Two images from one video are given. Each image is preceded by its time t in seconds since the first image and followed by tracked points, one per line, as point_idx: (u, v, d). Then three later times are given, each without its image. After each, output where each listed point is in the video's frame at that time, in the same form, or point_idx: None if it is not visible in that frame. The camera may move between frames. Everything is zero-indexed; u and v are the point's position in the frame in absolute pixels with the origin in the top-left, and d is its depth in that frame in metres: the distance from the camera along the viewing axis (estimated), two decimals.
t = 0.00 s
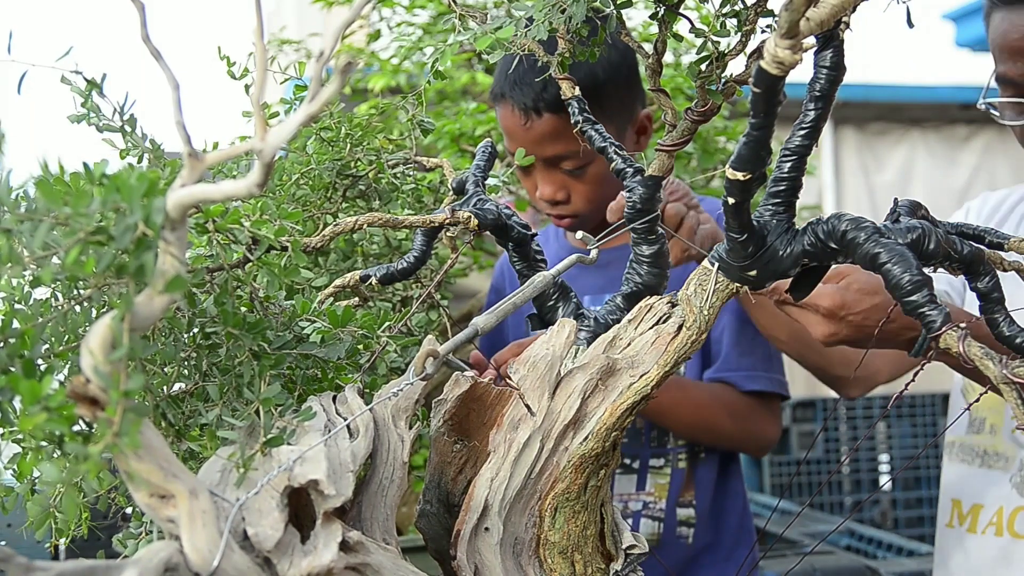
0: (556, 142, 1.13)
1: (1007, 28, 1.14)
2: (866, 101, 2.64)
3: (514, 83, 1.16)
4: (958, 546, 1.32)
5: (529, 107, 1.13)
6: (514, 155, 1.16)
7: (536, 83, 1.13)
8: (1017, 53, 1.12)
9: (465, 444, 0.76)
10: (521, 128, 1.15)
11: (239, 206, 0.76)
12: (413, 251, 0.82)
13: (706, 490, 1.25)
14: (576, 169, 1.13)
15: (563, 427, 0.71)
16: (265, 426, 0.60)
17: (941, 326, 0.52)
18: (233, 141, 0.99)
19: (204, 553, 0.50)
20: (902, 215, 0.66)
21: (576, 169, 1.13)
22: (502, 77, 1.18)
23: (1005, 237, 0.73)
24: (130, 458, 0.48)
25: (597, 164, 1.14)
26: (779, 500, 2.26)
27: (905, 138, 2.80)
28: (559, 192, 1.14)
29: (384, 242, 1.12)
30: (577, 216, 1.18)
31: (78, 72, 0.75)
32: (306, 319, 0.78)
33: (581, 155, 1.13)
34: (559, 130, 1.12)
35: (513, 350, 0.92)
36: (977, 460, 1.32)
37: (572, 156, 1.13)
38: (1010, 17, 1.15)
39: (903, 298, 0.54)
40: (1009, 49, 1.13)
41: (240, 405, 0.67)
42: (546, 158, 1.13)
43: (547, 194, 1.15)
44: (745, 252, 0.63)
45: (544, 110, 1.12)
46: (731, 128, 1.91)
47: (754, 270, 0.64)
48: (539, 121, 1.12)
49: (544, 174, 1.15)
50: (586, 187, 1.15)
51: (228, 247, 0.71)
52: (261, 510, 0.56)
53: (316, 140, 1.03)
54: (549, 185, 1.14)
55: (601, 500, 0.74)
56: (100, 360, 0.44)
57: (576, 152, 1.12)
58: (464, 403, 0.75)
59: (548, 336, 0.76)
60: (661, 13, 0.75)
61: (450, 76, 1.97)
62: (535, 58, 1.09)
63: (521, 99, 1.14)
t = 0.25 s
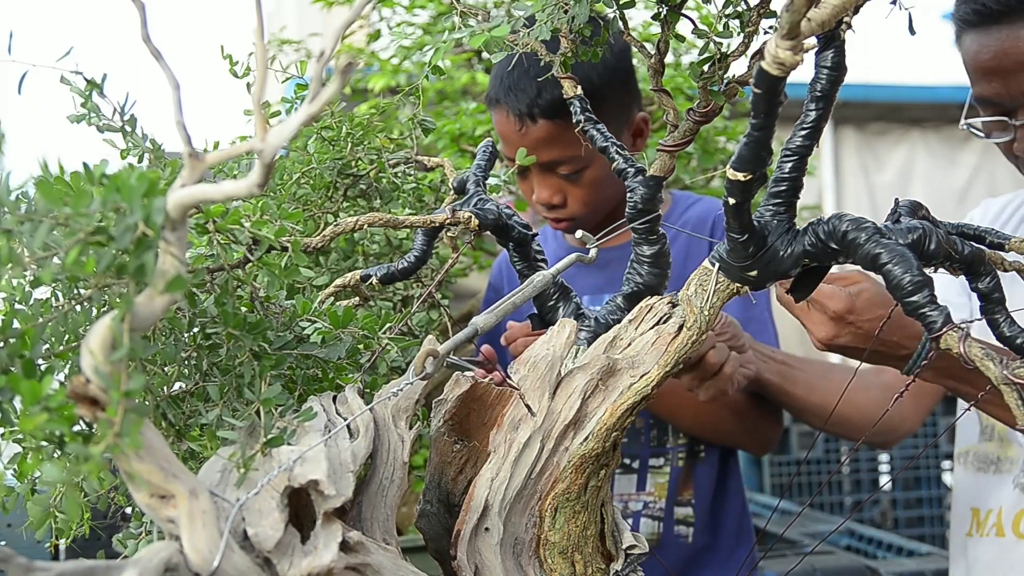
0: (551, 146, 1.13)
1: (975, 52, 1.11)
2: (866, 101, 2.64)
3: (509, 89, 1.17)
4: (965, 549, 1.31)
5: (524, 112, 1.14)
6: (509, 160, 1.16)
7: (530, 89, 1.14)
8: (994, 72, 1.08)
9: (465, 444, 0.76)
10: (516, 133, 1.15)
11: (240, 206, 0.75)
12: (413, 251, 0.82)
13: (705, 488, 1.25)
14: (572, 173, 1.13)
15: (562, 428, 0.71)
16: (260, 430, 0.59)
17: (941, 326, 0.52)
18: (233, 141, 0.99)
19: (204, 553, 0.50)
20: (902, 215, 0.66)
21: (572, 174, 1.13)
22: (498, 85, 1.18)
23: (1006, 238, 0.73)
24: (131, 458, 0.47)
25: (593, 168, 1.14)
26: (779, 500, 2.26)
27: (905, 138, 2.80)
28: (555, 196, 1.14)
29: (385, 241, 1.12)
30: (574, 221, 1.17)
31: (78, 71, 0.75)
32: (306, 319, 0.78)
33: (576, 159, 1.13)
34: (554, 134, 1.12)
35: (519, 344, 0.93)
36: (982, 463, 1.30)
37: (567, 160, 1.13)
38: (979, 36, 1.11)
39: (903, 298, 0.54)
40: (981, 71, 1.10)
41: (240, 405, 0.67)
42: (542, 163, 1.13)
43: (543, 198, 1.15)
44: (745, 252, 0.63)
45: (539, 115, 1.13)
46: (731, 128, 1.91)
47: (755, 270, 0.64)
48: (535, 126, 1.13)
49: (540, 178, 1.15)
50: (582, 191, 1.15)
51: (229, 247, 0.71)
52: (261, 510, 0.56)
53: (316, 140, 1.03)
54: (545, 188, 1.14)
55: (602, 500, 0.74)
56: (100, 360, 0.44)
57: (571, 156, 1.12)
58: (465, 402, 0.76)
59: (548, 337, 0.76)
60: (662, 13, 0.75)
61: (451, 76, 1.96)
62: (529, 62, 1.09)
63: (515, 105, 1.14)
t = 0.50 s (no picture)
0: (551, 147, 1.13)
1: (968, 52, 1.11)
2: (866, 101, 2.64)
3: (508, 90, 1.17)
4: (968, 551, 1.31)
5: (523, 113, 1.14)
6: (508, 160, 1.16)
7: (529, 89, 1.14)
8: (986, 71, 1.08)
9: (465, 443, 0.76)
10: (516, 134, 1.15)
11: (239, 206, 0.76)
12: (413, 251, 0.82)
13: (705, 488, 1.25)
14: (572, 173, 1.14)
15: (562, 427, 0.71)
16: (276, 444, 0.59)
17: (941, 326, 0.52)
18: (232, 141, 0.99)
19: (204, 554, 0.50)
20: (902, 215, 0.66)
21: (572, 174, 1.13)
22: (496, 86, 1.18)
23: (1005, 237, 0.73)
24: (130, 458, 0.48)
25: (592, 169, 1.14)
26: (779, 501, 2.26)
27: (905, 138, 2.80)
28: (556, 197, 1.14)
29: (384, 241, 1.12)
30: (573, 221, 1.17)
31: (78, 71, 0.75)
32: (305, 319, 0.78)
33: (576, 159, 1.13)
34: (554, 135, 1.12)
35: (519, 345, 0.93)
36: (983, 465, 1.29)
37: (567, 160, 1.13)
38: (970, 36, 1.12)
39: (903, 298, 0.54)
40: (973, 69, 1.10)
41: (240, 405, 0.67)
42: (542, 163, 1.13)
43: (543, 198, 1.14)
44: (745, 252, 0.63)
45: (539, 116, 1.13)
46: (731, 128, 1.91)
47: (754, 270, 0.64)
48: (534, 127, 1.13)
49: (540, 179, 1.14)
50: (581, 192, 1.15)
51: (228, 247, 0.71)
52: (260, 510, 0.56)
53: (316, 140, 1.03)
54: (545, 188, 1.14)
55: (602, 500, 0.74)
56: (100, 361, 0.44)
57: (571, 156, 1.13)
58: (464, 402, 0.76)
59: (548, 336, 0.76)
60: (661, 13, 0.75)
61: (450, 76, 1.96)
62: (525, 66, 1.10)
63: (514, 106, 1.15)
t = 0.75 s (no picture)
0: (550, 148, 1.13)
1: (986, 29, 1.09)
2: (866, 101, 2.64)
3: (507, 91, 1.17)
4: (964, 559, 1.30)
5: (523, 114, 1.14)
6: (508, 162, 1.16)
7: (529, 90, 1.14)
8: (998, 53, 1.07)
9: (465, 444, 0.76)
10: (515, 135, 1.14)
11: (239, 206, 0.75)
12: (413, 251, 0.82)
13: (706, 487, 1.25)
14: (571, 174, 1.13)
15: (562, 428, 0.71)
16: (261, 436, 0.58)
17: (941, 326, 0.52)
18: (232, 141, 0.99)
19: (204, 554, 0.50)
20: (902, 215, 0.66)
21: (571, 175, 1.13)
22: (495, 88, 1.19)
23: (1005, 237, 0.73)
24: (130, 459, 0.48)
25: (593, 169, 1.15)
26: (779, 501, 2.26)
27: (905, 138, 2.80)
28: (556, 197, 1.13)
29: (384, 241, 1.12)
30: (573, 222, 1.17)
31: (78, 71, 0.75)
32: (305, 319, 0.78)
33: (576, 160, 1.13)
34: (554, 136, 1.12)
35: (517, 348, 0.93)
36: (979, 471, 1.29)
37: (567, 161, 1.13)
38: (984, 19, 1.11)
39: (903, 299, 0.54)
40: (989, 50, 1.08)
41: (240, 405, 0.67)
42: (542, 164, 1.13)
43: (543, 198, 1.14)
44: (745, 252, 0.63)
45: (538, 117, 1.13)
46: (731, 128, 1.91)
47: (754, 270, 0.64)
48: (534, 128, 1.13)
49: (540, 179, 1.14)
50: (582, 192, 1.15)
51: (228, 247, 0.71)
52: (261, 510, 0.56)
53: (316, 140, 1.03)
54: (545, 188, 1.13)
55: (602, 500, 0.74)
56: (100, 361, 0.44)
57: (571, 157, 1.13)
58: (464, 402, 0.76)
59: (548, 337, 0.76)
60: (661, 13, 0.75)
61: (451, 76, 1.96)
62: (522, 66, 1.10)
63: (514, 107, 1.15)
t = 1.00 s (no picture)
0: (549, 149, 1.13)
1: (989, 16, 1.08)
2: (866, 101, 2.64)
3: (505, 91, 1.17)
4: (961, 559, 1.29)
5: (521, 115, 1.14)
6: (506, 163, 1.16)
7: (527, 91, 1.14)
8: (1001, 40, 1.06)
9: (465, 444, 0.76)
10: (513, 136, 1.14)
11: (239, 206, 0.75)
12: (413, 251, 0.82)
13: (706, 487, 1.25)
14: (571, 174, 1.13)
15: (562, 427, 0.71)
16: (258, 437, 0.58)
17: (940, 326, 0.52)
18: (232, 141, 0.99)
19: (204, 554, 0.49)
20: (902, 215, 0.66)
21: (570, 175, 1.13)
22: (493, 89, 1.19)
23: (1005, 237, 0.73)
24: (130, 459, 0.48)
25: (592, 169, 1.15)
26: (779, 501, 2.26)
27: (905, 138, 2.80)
28: (555, 197, 1.13)
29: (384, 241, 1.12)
30: (572, 222, 1.17)
31: (78, 71, 0.75)
32: (305, 319, 0.78)
33: (575, 160, 1.13)
34: (553, 136, 1.12)
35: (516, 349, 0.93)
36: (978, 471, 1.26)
37: (566, 161, 1.13)
38: (996, 3, 1.02)
39: (903, 299, 0.54)
40: (999, 39, 1.00)
41: (240, 405, 0.67)
42: (541, 164, 1.13)
43: (542, 199, 1.13)
44: (745, 252, 0.63)
45: (536, 118, 1.13)
46: (731, 128, 1.91)
47: (754, 270, 0.64)
48: (533, 129, 1.13)
49: (539, 180, 1.14)
50: (581, 192, 1.15)
51: (228, 247, 0.71)
52: (261, 510, 0.56)
53: (316, 140, 1.03)
54: (544, 189, 1.13)
55: (602, 500, 0.74)
56: (100, 361, 0.44)
57: (570, 157, 1.13)
58: (464, 402, 0.76)
59: (548, 336, 0.76)
60: (661, 13, 0.75)
61: (451, 76, 1.96)
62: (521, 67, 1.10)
63: (512, 108, 1.15)
